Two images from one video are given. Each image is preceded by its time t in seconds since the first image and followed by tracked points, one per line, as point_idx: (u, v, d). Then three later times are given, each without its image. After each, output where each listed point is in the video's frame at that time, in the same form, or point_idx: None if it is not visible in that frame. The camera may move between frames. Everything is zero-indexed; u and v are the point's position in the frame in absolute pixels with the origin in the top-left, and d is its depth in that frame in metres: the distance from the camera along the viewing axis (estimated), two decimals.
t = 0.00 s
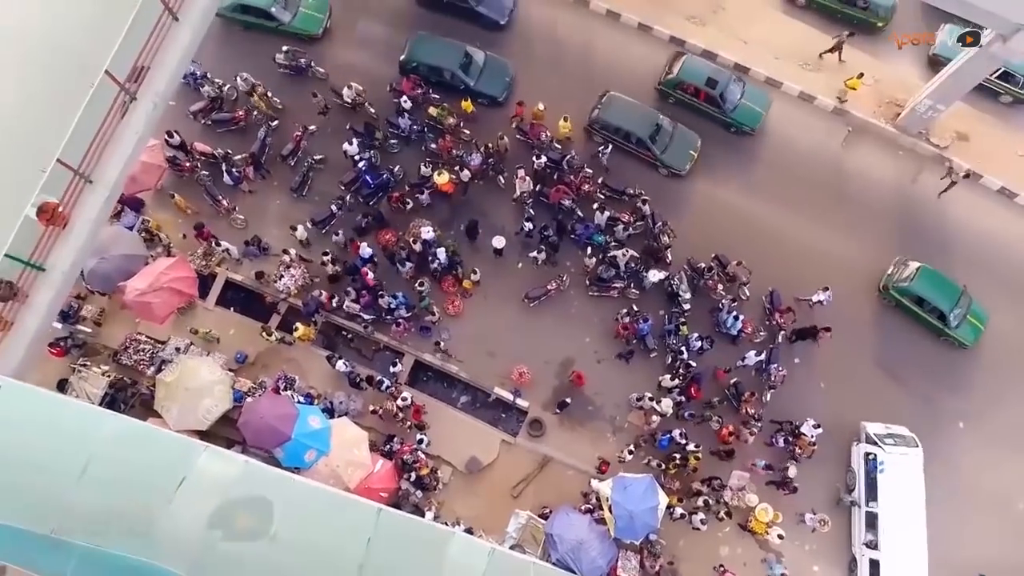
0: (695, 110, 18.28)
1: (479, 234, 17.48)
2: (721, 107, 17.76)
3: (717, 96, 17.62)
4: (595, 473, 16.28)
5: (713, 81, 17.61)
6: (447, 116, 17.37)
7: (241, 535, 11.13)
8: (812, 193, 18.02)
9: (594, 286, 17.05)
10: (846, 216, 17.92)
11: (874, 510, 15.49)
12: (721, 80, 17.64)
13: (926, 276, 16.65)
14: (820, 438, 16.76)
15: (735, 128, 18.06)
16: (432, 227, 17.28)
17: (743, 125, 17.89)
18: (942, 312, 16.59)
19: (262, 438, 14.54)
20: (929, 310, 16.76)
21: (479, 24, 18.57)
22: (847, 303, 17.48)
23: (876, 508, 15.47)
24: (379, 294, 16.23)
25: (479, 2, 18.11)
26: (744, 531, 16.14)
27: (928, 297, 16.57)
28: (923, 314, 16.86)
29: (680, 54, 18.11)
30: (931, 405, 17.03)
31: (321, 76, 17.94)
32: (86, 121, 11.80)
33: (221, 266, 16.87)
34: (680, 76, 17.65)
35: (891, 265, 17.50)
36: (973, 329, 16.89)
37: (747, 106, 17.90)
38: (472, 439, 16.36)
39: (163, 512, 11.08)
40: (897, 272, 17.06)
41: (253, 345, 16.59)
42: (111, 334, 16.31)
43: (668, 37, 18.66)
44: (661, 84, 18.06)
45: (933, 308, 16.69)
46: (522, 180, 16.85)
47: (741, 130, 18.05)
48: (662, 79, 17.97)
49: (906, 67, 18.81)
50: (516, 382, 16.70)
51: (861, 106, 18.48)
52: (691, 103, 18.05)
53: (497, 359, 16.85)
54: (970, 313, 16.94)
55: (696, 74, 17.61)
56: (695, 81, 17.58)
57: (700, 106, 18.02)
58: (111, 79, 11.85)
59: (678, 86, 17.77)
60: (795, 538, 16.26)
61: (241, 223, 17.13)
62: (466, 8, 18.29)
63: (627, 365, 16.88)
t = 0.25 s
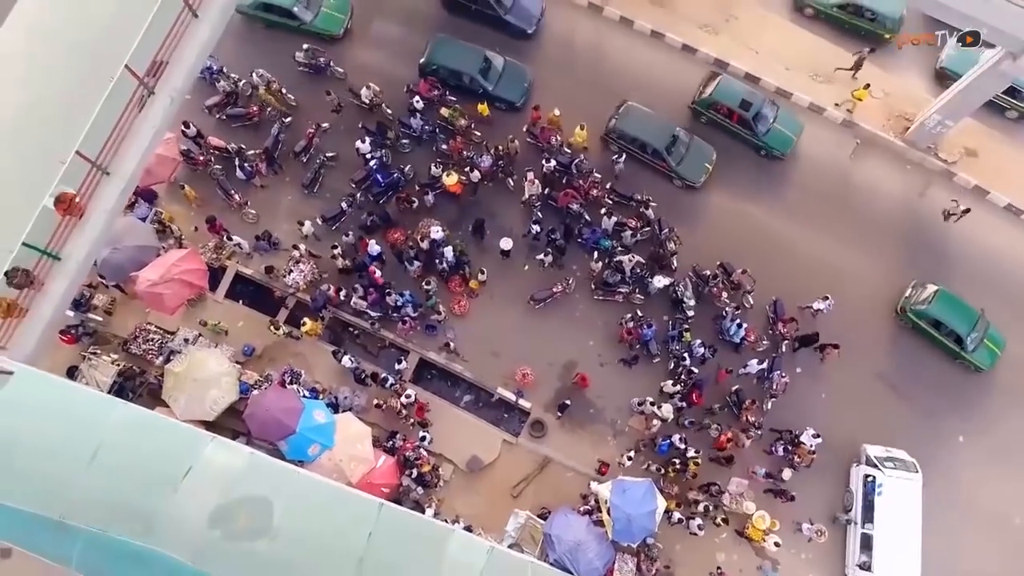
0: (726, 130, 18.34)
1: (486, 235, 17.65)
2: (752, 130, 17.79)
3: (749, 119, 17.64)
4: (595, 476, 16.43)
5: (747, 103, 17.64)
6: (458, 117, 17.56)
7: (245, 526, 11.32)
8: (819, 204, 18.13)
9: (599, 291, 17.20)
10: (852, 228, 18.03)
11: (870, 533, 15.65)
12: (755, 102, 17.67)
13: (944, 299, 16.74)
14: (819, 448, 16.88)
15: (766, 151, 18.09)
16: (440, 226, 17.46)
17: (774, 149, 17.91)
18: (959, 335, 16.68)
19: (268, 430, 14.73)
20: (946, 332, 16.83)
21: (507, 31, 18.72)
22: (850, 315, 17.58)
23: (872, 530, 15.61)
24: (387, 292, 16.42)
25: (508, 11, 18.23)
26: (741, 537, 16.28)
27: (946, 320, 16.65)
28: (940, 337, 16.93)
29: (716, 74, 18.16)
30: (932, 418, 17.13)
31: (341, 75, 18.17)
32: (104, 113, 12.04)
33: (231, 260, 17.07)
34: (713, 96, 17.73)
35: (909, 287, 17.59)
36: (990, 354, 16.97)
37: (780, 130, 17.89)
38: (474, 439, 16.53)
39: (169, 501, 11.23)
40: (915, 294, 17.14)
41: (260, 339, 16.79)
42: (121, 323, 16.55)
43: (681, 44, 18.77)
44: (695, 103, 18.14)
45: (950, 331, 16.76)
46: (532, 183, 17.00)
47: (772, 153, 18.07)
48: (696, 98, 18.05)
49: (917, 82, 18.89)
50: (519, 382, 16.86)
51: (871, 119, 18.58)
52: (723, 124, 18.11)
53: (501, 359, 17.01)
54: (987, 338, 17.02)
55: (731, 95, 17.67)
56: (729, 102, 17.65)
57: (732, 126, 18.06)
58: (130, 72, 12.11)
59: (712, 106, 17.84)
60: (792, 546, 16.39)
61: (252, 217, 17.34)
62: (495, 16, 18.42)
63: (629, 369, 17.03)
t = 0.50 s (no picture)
0: (769, 163, 18.38)
1: (497, 237, 17.87)
2: (795, 165, 17.79)
3: (792, 154, 17.66)
4: (594, 479, 16.64)
5: (792, 137, 17.69)
6: (474, 120, 17.80)
7: (250, 515, 11.53)
8: (828, 220, 18.29)
9: (606, 297, 17.40)
10: (860, 245, 18.17)
11: (862, 562, 15.77)
12: (800, 137, 17.71)
13: (968, 333, 16.84)
14: (818, 461, 17.02)
15: (806, 188, 18.07)
16: (451, 227, 17.68)
17: (814, 186, 17.89)
18: (982, 369, 16.74)
19: (275, 421, 15.01)
20: (968, 366, 16.89)
21: (545, 45, 18.87)
22: (855, 331, 17.71)
23: (864, 560, 15.75)
24: (397, 290, 16.65)
25: (547, 24, 18.40)
26: (737, 547, 16.44)
27: (969, 353, 16.72)
28: (961, 369, 17.00)
29: (765, 107, 18.29)
30: (931, 437, 17.27)
31: (365, 75, 18.41)
32: (130, 105, 12.32)
33: (245, 252, 17.36)
34: (759, 127, 17.84)
35: (933, 319, 17.66)
36: (1012, 390, 17.03)
37: (822, 167, 17.87)
38: (477, 438, 16.76)
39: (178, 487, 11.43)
40: (939, 326, 17.23)
41: (271, 330, 17.07)
42: (136, 310, 16.85)
43: (697, 56, 18.94)
44: (739, 134, 18.27)
45: (973, 365, 16.82)
46: (544, 188, 17.27)
47: (811, 190, 18.06)
48: (742, 128, 18.18)
49: (931, 102, 18.97)
50: (524, 384, 17.06)
51: (883, 137, 18.69)
52: (766, 156, 18.18)
53: (507, 361, 17.23)
54: (1009, 373, 17.07)
55: (777, 129, 17.76)
56: (774, 135, 17.73)
57: (775, 160, 18.09)
58: (156, 66, 12.42)
59: (756, 138, 17.94)
60: (787, 558, 16.54)
61: (267, 211, 17.63)
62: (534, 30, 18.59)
63: (633, 375, 17.22)
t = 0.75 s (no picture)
0: (796, 189, 18.38)
1: (504, 239, 18.03)
2: (822, 192, 17.79)
3: (820, 181, 17.68)
4: (594, 482, 16.79)
5: (821, 164, 17.70)
6: (484, 123, 17.98)
7: (252, 512, 11.71)
8: (834, 232, 18.39)
9: (611, 301, 17.53)
10: (865, 257, 18.28)
11: None
12: (828, 165, 17.70)
13: (985, 358, 16.89)
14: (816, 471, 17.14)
15: (832, 215, 18.09)
16: (459, 228, 17.85)
17: (840, 214, 17.91)
18: (997, 395, 16.80)
19: (281, 415, 15.19)
20: (983, 391, 16.94)
21: (570, 57, 19.02)
22: (857, 342, 17.82)
23: None
24: (404, 289, 16.80)
25: (573, 36, 18.55)
26: (734, 553, 16.57)
27: (985, 379, 16.77)
28: (977, 395, 17.04)
29: (794, 133, 18.32)
30: (930, 450, 17.36)
31: (381, 76, 18.58)
32: (148, 101, 12.46)
33: (255, 247, 17.56)
34: (788, 152, 17.87)
35: (949, 343, 17.69)
36: None
37: (849, 197, 17.87)
38: (478, 437, 16.94)
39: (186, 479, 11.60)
40: (955, 351, 17.26)
41: (278, 325, 17.28)
42: (146, 302, 17.08)
43: (708, 65, 19.06)
44: (768, 158, 18.29)
45: (988, 391, 16.87)
46: (552, 192, 17.40)
47: (837, 219, 18.08)
48: (771, 152, 18.20)
49: (940, 116, 19.05)
50: (527, 386, 17.22)
51: (891, 150, 18.78)
52: (793, 182, 18.17)
53: (511, 362, 17.39)
54: None
55: (806, 155, 17.77)
56: (802, 161, 17.74)
57: (802, 187, 18.09)
58: (175, 63, 12.59)
59: (784, 162, 17.94)
60: (783, 566, 16.67)
61: (278, 207, 17.83)
62: (560, 41, 18.76)
63: (634, 380, 17.35)
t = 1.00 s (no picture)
0: (829, 225, 18.42)
1: (513, 243, 18.27)
2: (855, 231, 17.84)
3: (853, 220, 17.72)
4: (593, 486, 16.99)
5: (856, 203, 17.72)
6: (497, 127, 18.21)
7: (255, 506, 11.93)
8: (839, 247, 18.55)
9: (616, 308, 17.71)
10: (869, 273, 18.43)
11: None
12: (862, 204, 17.75)
13: (1006, 394, 16.92)
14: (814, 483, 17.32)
15: (862, 253, 18.15)
16: (469, 231, 18.07)
17: (871, 253, 17.97)
18: (1016, 432, 16.83)
19: (288, 409, 15.46)
20: (1002, 427, 16.98)
21: (603, 74, 19.20)
22: (859, 357, 17.98)
23: None
24: (413, 289, 17.08)
25: (606, 54, 18.73)
26: (729, 562, 16.75)
27: (1005, 415, 16.81)
28: (995, 430, 17.10)
29: (829, 170, 18.34)
30: (928, 467, 17.51)
31: (400, 80, 18.84)
32: (171, 98, 12.81)
33: (268, 242, 17.84)
34: (822, 189, 17.90)
35: (970, 377, 17.73)
36: None
37: (881, 236, 17.94)
38: (481, 438, 17.18)
39: (196, 470, 11.83)
40: (976, 385, 17.31)
41: (288, 320, 17.55)
42: (159, 293, 17.38)
43: (721, 77, 19.25)
44: (803, 194, 18.36)
45: (1008, 427, 16.92)
46: (562, 199, 17.57)
47: (868, 257, 18.12)
48: (805, 188, 18.25)
49: (950, 136, 19.19)
50: (530, 389, 17.44)
51: (900, 169, 18.93)
52: (827, 218, 18.22)
53: (515, 365, 17.61)
54: None
55: (841, 193, 17.79)
56: (836, 199, 17.77)
57: (835, 224, 18.12)
58: (198, 62, 12.92)
59: (818, 199, 18.01)
60: None
61: (292, 204, 18.10)
62: (594, 59, 18.95)
63: (637, 387, 17.55)
